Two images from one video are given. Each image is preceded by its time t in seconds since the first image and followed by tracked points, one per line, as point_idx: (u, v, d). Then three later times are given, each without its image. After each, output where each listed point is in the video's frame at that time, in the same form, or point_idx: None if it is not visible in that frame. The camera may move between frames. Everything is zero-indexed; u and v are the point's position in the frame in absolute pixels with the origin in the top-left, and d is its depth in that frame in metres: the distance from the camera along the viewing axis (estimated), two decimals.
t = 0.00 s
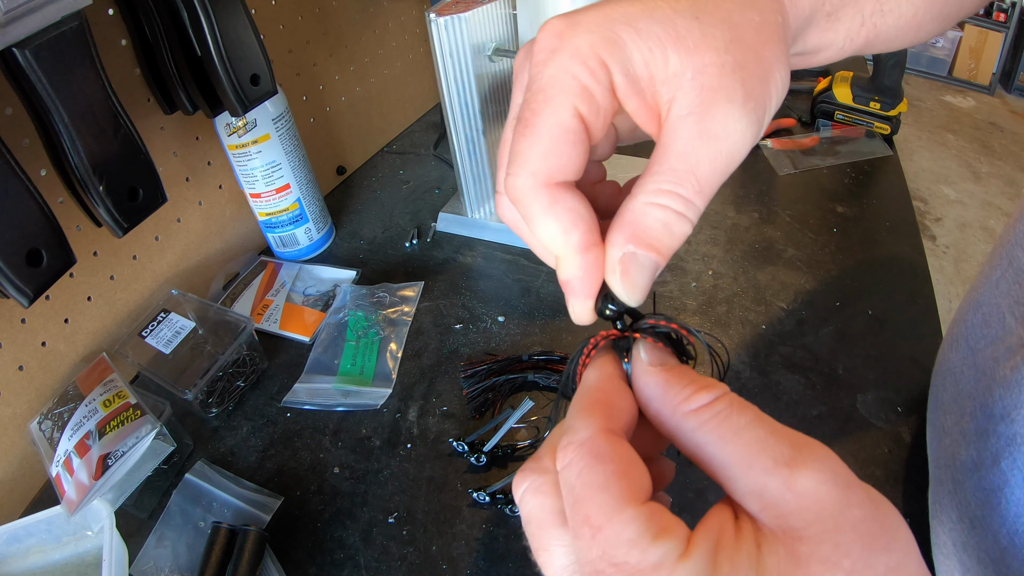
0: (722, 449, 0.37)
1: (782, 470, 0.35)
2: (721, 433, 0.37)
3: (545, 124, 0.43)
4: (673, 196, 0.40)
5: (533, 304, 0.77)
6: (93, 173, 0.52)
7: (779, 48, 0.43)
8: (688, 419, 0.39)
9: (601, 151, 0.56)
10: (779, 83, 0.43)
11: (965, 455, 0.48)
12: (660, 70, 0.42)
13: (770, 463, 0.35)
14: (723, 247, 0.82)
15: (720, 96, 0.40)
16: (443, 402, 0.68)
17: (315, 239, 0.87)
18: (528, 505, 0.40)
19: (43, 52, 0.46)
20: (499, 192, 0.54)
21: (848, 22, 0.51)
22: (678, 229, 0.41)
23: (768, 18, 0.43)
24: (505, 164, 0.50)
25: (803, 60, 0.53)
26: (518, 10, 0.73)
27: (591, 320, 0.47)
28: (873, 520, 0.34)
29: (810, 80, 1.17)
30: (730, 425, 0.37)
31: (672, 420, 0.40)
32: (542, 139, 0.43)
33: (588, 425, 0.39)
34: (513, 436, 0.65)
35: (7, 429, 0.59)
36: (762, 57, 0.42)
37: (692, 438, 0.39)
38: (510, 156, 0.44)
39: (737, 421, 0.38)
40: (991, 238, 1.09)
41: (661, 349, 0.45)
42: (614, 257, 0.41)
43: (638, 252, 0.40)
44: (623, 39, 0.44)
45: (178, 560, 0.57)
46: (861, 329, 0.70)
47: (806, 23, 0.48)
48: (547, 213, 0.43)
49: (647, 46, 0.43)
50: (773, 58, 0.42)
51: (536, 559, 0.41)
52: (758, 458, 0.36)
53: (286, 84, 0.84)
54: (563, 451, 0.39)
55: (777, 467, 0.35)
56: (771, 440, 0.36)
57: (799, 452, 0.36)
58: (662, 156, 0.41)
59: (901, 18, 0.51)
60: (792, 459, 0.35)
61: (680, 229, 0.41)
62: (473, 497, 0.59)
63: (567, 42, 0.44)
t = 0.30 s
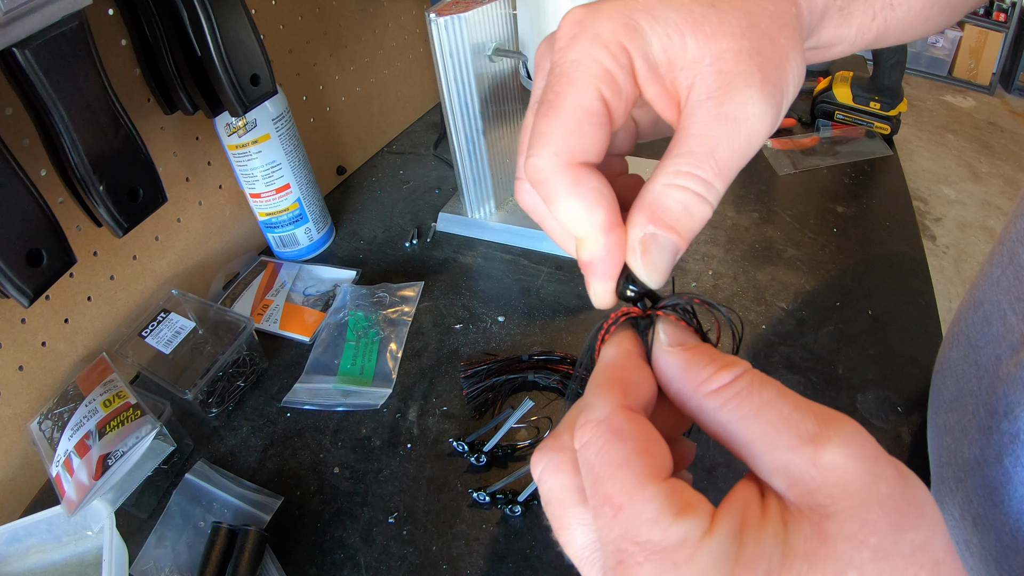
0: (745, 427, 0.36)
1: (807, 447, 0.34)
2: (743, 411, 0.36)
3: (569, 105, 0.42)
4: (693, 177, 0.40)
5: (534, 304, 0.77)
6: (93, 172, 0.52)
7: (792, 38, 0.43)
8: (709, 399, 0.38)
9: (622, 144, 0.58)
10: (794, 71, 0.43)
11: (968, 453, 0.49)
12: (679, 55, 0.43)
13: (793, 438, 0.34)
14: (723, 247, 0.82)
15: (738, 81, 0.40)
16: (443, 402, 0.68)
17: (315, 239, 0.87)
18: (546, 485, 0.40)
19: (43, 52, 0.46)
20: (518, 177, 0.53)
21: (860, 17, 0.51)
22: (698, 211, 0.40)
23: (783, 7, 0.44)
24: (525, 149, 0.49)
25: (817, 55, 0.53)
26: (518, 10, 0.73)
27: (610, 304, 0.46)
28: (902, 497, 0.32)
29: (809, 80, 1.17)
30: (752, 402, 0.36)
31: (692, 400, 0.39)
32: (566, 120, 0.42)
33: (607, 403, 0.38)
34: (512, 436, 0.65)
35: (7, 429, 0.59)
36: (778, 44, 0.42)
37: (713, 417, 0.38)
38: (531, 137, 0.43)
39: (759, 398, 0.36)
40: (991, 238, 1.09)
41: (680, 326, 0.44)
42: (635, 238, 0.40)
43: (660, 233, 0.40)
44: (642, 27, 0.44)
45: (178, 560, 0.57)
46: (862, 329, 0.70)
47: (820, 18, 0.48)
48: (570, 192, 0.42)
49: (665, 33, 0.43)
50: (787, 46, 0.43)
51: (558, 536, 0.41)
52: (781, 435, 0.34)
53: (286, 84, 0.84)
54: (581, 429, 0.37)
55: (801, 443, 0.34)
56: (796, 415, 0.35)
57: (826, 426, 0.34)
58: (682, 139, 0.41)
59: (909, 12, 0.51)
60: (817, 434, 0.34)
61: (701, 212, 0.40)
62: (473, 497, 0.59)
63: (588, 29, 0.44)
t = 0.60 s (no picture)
0: (753, 409, 0.35)
1: (815, 427, 0.33)
2: (752, 393, 0.36)
3: (587, 94, 0.42)
4: (704, 168, 0.40)
5: (534, 304, 0.77)
6: (93, 173, 0.52)
7: (800, 35, 0.43)
8: (717, 382, 0.37)
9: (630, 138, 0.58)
10: (803, 69, 0.43)
11: (972, 451, 0.49)
12: (692, 50, 0.43)
13: (801, 419, 0.34)
14: (722, 247, 0.82)
15: (749, 76, 0.40)
16: (443, 402, 0.68)
17: (315, 239, 0.87)
18: (557, 466, 0.40)
19: (43, 52, 0.46)
20: (530, 165, 0.53)
21: (864, 14, 0.51)
22: (709, 201, 0.40)
23: (792, 6, 0.44)
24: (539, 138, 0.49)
25: (820, 52, 0.53)
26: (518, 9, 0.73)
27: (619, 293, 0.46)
28: (911, 475, 0.32)
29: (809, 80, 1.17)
30: (760, 384, 0.36)
31: (702, 382, 0.39)
32: (583, 109, 0.41)
33: (615, 382, 0.38)
34: (512, 436, 0.65)
35: (7, 429, 0.59)
36: (788, 41, 0.42)
37: (722, 400, 0.37)
38: (546, 124, 0.42)
39: (766, 380, 0.36)
40: (991, 238, 1.09)
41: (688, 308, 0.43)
42: (647, 227, 0.41)
43: (672, 223, 0.40)
44: (657, 21, 0.44)
45: (178, 560, 0.56)
46: (862, 329, 0.70)
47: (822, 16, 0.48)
48: (585, 181, 0.41)
49: (680, 27, 0.43)
50: (796, 43, 0.43)
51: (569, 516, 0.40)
52: (790, 415, 0.34)
53: (287, 84, 0.84)
54: (590, 409, 0.37)
55: (810, 422, 0.34)
56: (804, 396, 0.34)
57: (834, 405, 0.34)
58: (693, 130, 0.41)
59: (912, 8, 0.51)
60: (825, 413, 0.33)
61: (711, 204, 0.40)
62: (473, 497, 0.59)
63: (606, 22, 0.44)
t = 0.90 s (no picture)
0: (756, 412, 0.35)
1: (817, 427, 0.33)
2: (755, 397, 0.36)
3: (596, 110, 0.41)
4: (709, 182, 0.40)
5: (534, 304, 0.77)
6: (93, 172, 0.52)
7: (804, 48, 0.44)
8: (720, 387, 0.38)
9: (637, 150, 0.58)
10: (805, 81, 0.44)
11: (973, 451, 0.49)
12: (699, 66, 0.43)
13: (803, 419, 0.34)
14: (723, 247, 0.82)
15: (754, 90, 0.41)
16: (443, 402, 0.68)
17: (315, 239, 0.87)
18: (565, 466, 0.40)
19: (43, 52, 0.46)
20: (539, 179, 0.53)
21: (867, 22, 0.51)
22: (715, 214, 0.41)
23: (795, 19, 0.45)
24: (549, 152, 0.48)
25: (824, 60, 0.53)
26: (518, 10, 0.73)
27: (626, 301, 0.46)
28: (912, 472, 0.31)
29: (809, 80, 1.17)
30: (762, 387, 0.36)
31: (707, 386, 0.39)
32: (593, 125, 0.41)
33: (619, 385, 0.38)
34: (512, 436, 0.65)
35: (7, 429, 0.59)
36: (791, 55, 0.43)
37: (725, 404, 0.37)
38: (555, 140, 0.42)
39: (769, 383, 0.36)
40: (991, 238, 1.09)
41: (692, 313, 0.43)
42: (654, 239, 0.41)
43: (678, 235, 0.40)
44: (664, 38, 0.44)
45: (178, 560, 0.56)
46: (862, 329, 0.70)
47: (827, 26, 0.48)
48: (595, 196, 0.41)
49: (686, 44, 0.43)
50: (799, 57, 0.44)
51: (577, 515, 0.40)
52: (792, 416, 0.34)
53: (286, 84, 0.84)
54: (595, 410, 0.37)
55: (811, 423, 0.33)
56: (805, 397, 0.34)
57: (837, 406, 0.33)
58: (699, 145, 0.41)
59: (915, 14, 0.51)
60: (827, 414, 0.33)
61: (716, 216, 0.41)
62: (473, 497, 0.59)
63: (614, 38, 0.43)
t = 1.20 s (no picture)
0: (755, 414, 0.35)
1: (814, 427, 0.33)
2: (755, 399, 0.36)
3: (603, 118, 0.41)
4: (713, 192, 0.40)
5: (533, 304, 0.77)
6: (93, 172, 0.52)
7: (811, 62, 0.44)
8: (720, 390, 0.38)
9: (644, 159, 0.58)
10: (811, 97, 0.44)
11: (974, 452, 0.49)
12: (706, 77, 0.43)
13: (802, 420, 0.34)
14: (722, 247, 0.82)
15: (760, 103, 0.41)
16: (443, 402, 0.68)
17: (315, 239, 0.87)
18: (564, 468, 0.40)
19: (43, 52, 0.46)
20: (544, 184, 0.53)
21: (874, 34, 0.51)
22: (717, 224, 0.41)
23: (802, 35, 0.45)
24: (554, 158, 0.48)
25: (832, 71, 0.53)
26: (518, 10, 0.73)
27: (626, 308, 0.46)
28: (910, 473, 0.32)
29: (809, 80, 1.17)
30: (761, 389, 0.36)
31: (706, 390, 0.39)
32: (599, 132, 0.41)
33: (618, 389, 0.38)
34: (512, 436, 0.65)
35: (7, 429, 0.59)
36: (797, 70, 0.43)
37: (725, 407, 0.37)
38: (561, 145, 0.42)
39: (767, 385, 0.36)
40: (992, 238, 1.09)
41: (693, 319, 0.43)
42: (657, 246, 0.41)
43: (680, 244, 0.40)
44: (672, 48, 0.44)
45: (178, 560, 0.57)
46: (861, 329, 0.70)
47: (834, 40, 0.49)
48: (599, 202, 0.41)
49: (694, 56, 0.43)
50: (807, 70, 0.44)
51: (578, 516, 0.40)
52: (790, 417, 0.34)
53: (286, 84, 0.84)
54: (593, 414, 0.37)
55: (810, 424, 0.33)
56: (804, 398, 0.34)
57: (835, 406, 0.34)
58: (703, 155, 0.41)
59: (921, 22, 0.51)
60: (825, 414, 0.33)
61: (719, 226, 0.41)
62: (473, 497, 0.59)
63: (623, 47, 0.43)
